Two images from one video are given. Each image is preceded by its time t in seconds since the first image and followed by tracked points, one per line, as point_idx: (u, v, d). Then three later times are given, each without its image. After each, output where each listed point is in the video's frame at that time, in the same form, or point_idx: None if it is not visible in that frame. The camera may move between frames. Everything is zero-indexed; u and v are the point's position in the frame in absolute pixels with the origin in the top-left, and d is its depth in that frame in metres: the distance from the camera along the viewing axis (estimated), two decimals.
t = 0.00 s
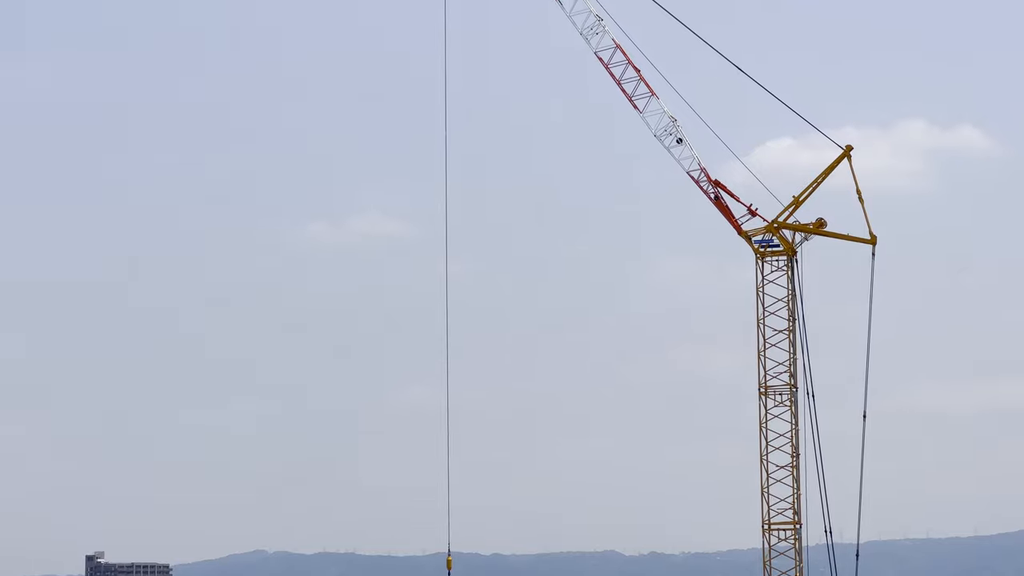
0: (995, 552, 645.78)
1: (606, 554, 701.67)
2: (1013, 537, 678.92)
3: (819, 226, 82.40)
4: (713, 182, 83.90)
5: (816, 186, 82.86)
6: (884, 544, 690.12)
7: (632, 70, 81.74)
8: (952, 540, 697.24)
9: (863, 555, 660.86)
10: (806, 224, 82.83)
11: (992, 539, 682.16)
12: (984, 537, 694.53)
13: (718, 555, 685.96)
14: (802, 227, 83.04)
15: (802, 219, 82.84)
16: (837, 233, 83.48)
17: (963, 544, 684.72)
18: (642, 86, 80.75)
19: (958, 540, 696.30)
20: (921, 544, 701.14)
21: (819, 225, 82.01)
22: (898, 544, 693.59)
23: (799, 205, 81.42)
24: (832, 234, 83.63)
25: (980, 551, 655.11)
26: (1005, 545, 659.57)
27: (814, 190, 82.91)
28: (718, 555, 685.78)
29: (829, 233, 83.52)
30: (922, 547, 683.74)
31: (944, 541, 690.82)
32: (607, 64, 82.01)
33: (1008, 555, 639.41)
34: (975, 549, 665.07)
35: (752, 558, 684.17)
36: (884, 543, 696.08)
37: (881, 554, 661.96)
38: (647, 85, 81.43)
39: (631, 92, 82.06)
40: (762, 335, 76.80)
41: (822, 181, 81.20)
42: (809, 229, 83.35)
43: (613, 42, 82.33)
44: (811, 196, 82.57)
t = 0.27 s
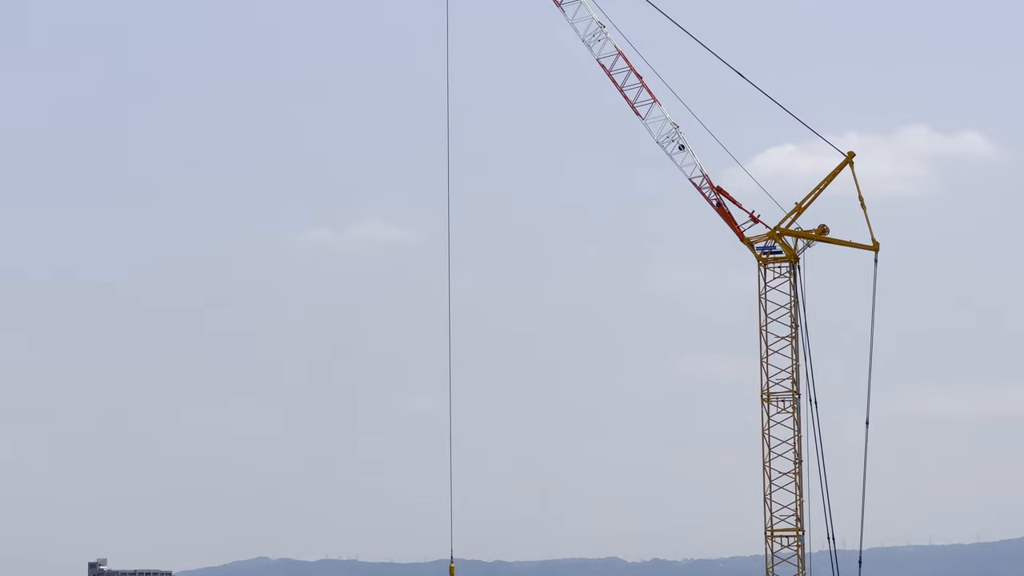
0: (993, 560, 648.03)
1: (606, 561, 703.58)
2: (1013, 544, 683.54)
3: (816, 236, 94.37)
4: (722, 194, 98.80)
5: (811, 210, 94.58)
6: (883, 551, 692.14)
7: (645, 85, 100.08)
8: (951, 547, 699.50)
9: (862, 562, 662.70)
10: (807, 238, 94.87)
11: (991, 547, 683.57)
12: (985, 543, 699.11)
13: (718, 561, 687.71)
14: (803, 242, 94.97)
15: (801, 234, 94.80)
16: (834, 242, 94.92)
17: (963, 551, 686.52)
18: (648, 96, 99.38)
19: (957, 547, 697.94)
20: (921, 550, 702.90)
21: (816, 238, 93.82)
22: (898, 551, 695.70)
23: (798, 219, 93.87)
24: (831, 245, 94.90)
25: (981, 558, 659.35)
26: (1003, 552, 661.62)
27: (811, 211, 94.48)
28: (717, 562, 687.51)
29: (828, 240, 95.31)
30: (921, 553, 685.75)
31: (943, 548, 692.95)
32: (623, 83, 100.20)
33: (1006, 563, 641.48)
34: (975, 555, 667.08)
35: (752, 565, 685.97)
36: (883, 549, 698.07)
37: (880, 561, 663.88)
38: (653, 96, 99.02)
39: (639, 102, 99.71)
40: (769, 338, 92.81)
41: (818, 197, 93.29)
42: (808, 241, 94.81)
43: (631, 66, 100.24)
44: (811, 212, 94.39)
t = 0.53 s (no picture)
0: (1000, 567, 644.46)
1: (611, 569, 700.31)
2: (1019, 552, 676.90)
3: (831, 243, 59.66)
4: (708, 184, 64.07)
5: (823, 194, 59.80)
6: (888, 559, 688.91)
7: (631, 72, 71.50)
8: (956, 555, 695.66)
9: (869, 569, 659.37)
10: (814, 236, 59.96)
11: (997, 554, 680.16)
12: (991, 551, 692.73)
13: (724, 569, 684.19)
14: (806, 243, 60.07)
15: (803, 235, 59.95)
16: (851, 252, 60.27)
17: (970, 558, 682.49)
18: (650, 100, 70.82)
19: (962, 555, 693.86)
20: (928, 557, 698.30)
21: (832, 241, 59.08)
22: (903, 559, 691.28)
23: (799, 214, 59.68)
24: (848, 254, 60.21)
25: (988, 566, 651.58)
26: (1008, 559, 658.19)
27: (822, 198, 59.91)
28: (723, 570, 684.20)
29: (844, 248, 60.31)
30: (927, 561, 682.34)
31: (948, 557, 689.14)
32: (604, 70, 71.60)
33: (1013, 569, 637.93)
34: (981, 564, 663.18)
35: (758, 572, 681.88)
36: (889, 557, 693.87)
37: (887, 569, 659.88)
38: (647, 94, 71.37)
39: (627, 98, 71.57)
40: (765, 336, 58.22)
41: (827, 190, 59.52)
42: (817, 241, 59.67)
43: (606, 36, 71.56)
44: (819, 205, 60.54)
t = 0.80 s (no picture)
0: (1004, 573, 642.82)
1: None
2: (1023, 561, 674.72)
3: (834, 251, 59.73)
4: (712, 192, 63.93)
5: (824, 202, 59.82)
6: (891, 565, 687.65)
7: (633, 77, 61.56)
8: (959, 562, 694.56)
9: None
10: (816, 245, 60.10)
11: (1000, 561, 678.60)
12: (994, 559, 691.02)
13: None
14: (808, 251, 60.22)
15: (806, 242, 60.11)
16: (854, 260, 60.24)
17: (973, 566, 681.19)
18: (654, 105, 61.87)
19: (965, 562, 692.67)
20: (932, 565, 697.10)
21: (834, 249, 59.14)
22: (907, 566, 689.92)
23: (800, 223, 59.73)
24: (851, 261, 60.23)
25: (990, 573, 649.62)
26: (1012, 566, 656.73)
27: (823, 206, 59.93)
28: None
29: (847, 255, 60.31)
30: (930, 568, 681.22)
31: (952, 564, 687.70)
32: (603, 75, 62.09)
33: None
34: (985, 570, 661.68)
35: None
36: (892, 564, 692.59)
37: None
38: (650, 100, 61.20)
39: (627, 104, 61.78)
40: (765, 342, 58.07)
41: (829, 198, 59.49)
42: (820, 249, 59.83)
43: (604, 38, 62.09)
44: (822, 212, 60.53)
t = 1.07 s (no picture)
0: None
1: None
2: (1023, 568, 678.72)
3: (836, 259, 60.16)
4: (715, 200, 64.35)
5: (827, 211, 60.24)
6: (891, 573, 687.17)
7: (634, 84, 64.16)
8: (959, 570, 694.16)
9: None
10: (819, 253, 60.50)
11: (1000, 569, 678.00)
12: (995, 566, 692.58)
13: None
14: (811, 260, 60.64)
15: (809, 250, 60.51)
16: (856, 268, 60.63)
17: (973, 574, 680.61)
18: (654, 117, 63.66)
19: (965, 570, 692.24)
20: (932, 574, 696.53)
21: (836, 257, 59.59)
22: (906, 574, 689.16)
23: (803, 231, 60.13)
24: (852, 270, 60.59)
25: None
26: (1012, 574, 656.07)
27: (825, 214, 60.34)
28: None
29: (850, 263, 60.66)
30: None
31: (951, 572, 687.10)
32: (606, 83, 64.65)
33: None
34: None
35: None
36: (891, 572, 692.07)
37: None
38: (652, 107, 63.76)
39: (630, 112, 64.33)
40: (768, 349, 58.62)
41: (832, 205, 59.84)
42: (822, 257, 60.25)
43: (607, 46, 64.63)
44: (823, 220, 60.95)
